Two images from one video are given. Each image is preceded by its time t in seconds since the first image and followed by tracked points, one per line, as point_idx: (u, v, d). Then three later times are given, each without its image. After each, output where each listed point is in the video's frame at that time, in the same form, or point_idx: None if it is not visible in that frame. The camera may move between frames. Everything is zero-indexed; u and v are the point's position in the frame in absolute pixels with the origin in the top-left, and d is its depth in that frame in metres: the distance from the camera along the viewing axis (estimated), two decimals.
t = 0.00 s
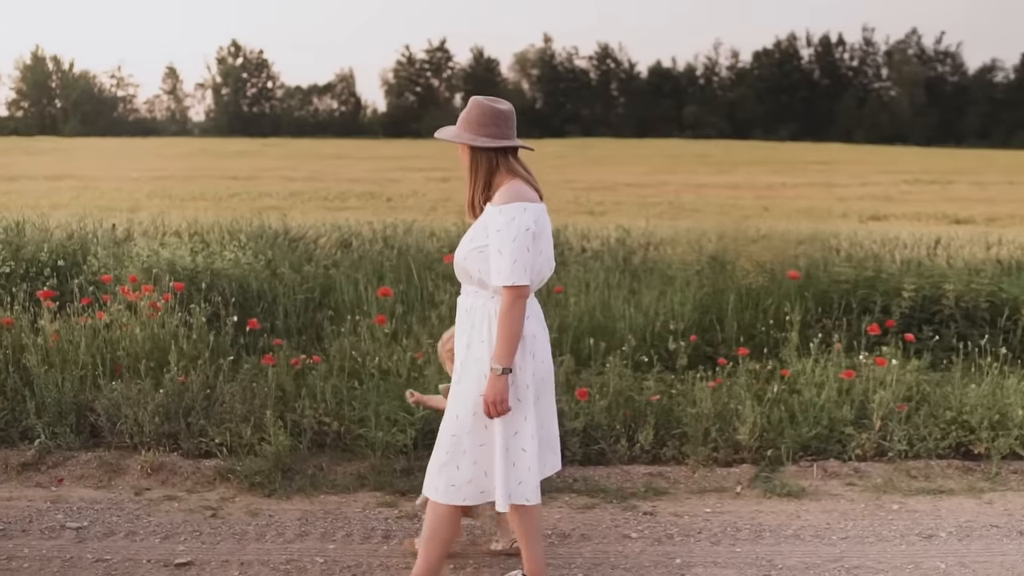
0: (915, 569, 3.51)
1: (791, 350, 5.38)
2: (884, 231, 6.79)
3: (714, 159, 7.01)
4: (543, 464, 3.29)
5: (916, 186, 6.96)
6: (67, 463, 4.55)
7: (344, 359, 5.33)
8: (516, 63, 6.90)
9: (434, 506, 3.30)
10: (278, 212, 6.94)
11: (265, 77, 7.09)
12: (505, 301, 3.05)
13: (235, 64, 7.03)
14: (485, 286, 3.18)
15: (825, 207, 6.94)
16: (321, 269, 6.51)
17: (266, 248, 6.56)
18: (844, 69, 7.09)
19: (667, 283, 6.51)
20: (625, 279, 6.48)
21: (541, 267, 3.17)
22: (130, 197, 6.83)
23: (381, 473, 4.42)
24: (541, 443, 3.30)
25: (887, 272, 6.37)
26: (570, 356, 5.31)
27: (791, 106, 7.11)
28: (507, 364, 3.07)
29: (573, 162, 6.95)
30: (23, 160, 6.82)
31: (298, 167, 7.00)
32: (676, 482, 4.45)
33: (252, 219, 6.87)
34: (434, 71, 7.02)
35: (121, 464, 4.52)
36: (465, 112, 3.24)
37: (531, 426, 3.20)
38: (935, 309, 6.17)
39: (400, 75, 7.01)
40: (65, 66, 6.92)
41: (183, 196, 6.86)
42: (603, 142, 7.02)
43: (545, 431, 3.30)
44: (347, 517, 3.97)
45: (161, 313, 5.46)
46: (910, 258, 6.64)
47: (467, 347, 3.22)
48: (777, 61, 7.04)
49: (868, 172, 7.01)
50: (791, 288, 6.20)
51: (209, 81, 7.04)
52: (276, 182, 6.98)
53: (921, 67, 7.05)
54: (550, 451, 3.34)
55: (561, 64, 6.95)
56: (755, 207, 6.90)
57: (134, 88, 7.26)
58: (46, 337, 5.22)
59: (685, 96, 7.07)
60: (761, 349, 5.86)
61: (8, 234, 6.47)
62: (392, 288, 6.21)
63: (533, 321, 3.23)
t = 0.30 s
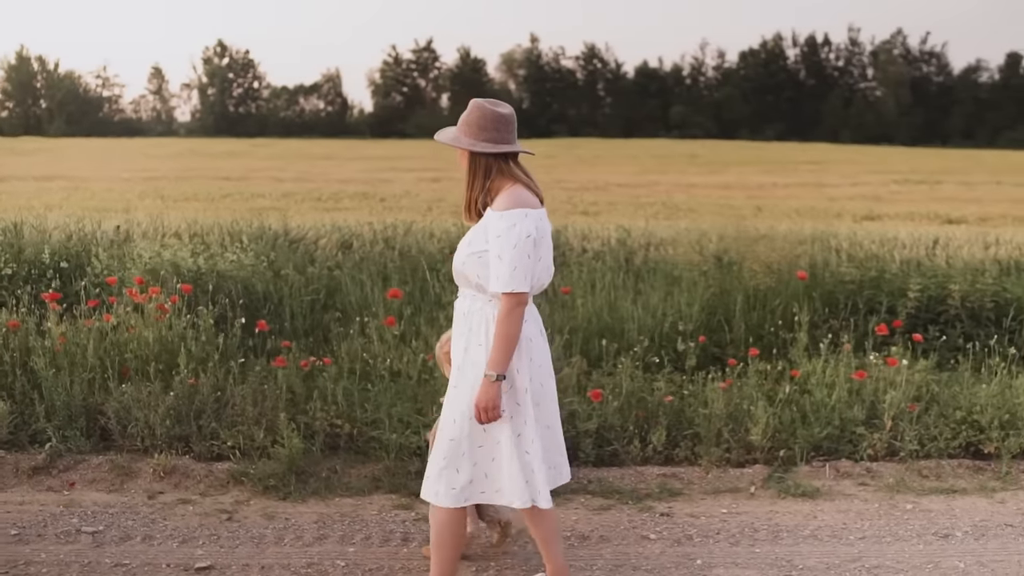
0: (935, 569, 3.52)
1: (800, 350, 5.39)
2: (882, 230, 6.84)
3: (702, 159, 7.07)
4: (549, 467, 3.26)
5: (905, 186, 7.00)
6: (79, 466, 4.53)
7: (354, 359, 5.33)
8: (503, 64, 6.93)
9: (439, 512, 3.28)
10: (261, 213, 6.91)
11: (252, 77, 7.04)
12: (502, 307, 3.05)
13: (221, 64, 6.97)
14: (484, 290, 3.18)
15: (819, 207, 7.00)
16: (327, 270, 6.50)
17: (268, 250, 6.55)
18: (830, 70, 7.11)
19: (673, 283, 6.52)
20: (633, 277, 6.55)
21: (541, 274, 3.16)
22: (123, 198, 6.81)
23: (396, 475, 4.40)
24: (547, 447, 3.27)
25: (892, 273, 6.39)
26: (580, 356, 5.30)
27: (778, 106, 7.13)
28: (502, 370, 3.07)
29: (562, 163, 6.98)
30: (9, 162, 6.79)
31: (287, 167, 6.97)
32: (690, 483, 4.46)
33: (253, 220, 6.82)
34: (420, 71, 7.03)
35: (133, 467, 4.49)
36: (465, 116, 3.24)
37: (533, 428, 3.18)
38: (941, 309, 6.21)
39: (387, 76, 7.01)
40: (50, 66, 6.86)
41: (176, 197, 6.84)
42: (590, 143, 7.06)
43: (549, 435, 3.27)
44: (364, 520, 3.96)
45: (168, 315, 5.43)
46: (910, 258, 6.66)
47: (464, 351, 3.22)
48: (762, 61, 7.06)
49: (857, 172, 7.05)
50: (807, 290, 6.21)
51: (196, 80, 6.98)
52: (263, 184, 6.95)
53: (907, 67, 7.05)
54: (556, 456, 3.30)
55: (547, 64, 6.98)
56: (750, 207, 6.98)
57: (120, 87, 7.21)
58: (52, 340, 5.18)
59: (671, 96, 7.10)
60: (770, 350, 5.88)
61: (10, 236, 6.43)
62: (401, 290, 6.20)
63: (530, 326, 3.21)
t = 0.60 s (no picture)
0: (956, 567, 3.53)
1: (809, 350, 5.41)
2: (880, 230, 6.89)
3: (692, 159, 7.12)
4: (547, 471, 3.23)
5: (896, 186, 7.05)
6: (91, 468, 4.50)
7: (366, 360, 5.33)
8: (491, 63, 6.99)
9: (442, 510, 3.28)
10: (259, 213, 6.96)
11: (239, 77, 7.09)
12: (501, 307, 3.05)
13: (208, 64, 7.02)
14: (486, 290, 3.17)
15: (807, 207, 7.03)
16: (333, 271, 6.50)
17: (273, 249, 6.56)
18: (817, 70, 7.17)
19: (679, 282, 6.55)
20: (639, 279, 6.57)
21: (544, 276, 3.16)
22: (116, 197, 6.87)
23: (411, 475, 4.40)
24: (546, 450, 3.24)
25: (897, 270, 6.46)
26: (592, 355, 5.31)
27: (764, 105, 7.18)
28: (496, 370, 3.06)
29: (549, 164, 7.04)
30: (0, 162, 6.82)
31: (279, 167, 7.03)
32: (705, 482, 4.47)
33: (253, 221, 6.85)
34: (408, 71, 7.10)
35: (147, 470, 4.47)
36: (466, 115, 3.22)
37: (532, 427, 3.17)
38: (948, 307, 6.23)
39: (375, 76, 7.08)
40: (35, 67, 6.90)
41: (170, 197, 6.90)
42: (577, 143, 7.11)
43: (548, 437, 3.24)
44: (382, 521, 3.95)
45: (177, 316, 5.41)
46: (910, 257, 6.70)
47: (465, 349, 3.23)
48: (750, 61, 7.12)
49: (846, 172, 7.11)
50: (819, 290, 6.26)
51: (182, 81, 7.02)
52: (254, 184, 7.01)
53: (893, 67, 7.11)
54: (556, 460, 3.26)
55: (535, 64, 7.04)
56: (744, 207, 7.04)
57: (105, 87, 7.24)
58: (61, 341, 5.15)
59: (659, 96, 7.16)
60: (779, 349, 5.90)
61: (13, 238, 6.40)
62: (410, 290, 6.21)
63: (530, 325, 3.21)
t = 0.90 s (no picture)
0: (978, 564, 3.55)
1: (819, 350, 5.42)
2: (880, 229, 6.78)
3: (683, 159, 6.90)
4: (550, 472, 3.25)
5: (888, 185, 6.87)
6: (106, 469, 4.49)
7: (377, 359, 5.36)
8: (480, 63, 6.77)
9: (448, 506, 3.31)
10: (260, 214, 6.68)
11: (226, 77, 6.78)
12: (507, 305, 3.06)
13: (195, 63, 6.72)
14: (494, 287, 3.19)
15: (799, 207, 6.87)
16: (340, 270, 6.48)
17: (277, 251, 6.46)
18: (805, 70, 6.96)
19: (684, 282, 6.64)
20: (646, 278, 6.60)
21: (551, 273, 3.17)
22: (111, 198, 6.60)
23: (428, 476, 4.39)
24: (550, 450, 3.25)
25: (906, 270, 6.54)
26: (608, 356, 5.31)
27: (754, 105, 6.95)
28: (497, 368, 3.07)
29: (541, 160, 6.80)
30: None
31: (270, 168, 6.72)
32: (720, 480, 4.48)
33: (256, 220, 6.63)
34: (397, 71, 6.84)
35: (162, 471, 4.45)
36: (474, 112, 3.21)
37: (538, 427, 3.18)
38: (956, 306, 6.36)
39: (362, 75, 6.81)
40: (21, 66, 6.62)
41: (165, 198, 6.62)
42: (569, 144, 6.88)
43: (553, 438, 3.25)
44: (402, 521, 3.94)
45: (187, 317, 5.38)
46: (914, 256, 6.70)
47: (477, 346, 3.24)
48: (738, 61, 6.90)
49: (841, 172, 6.90)
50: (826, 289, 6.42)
51: (170, 81, 6.73)
52: (246, 184, 6.71)
53: (880, 67, 6.90)
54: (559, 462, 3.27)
55: (524, 64, 6.81)
56: (739, 206, 6.87)
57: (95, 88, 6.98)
58: (70, 343, 5.12)
59: (648, 96, 6.93)
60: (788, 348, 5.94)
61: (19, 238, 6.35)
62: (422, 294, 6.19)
63: (539, 323, 3.22)
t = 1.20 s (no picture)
0: (997, 560, 3.58)
1: (829, 348, 5.45)
2: (879, 228, 6.81)
3: (674, 159, 6.96)
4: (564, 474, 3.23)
5: (878, 185, 6.93)
6: (120, 470, 4.47)
7: (388, 359, 5.35)
8: (467, 63, 6.83)
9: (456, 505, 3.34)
10: (260, 214, 6.72)
11: (214, 77, 6.86)
12: (522, 303, 3.06)
13: (183, 64, 6.78)
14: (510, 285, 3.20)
15: (794, 206, 6.93)
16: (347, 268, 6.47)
17: (281, 250, 6.48)
18: (792, 70, 7.01)
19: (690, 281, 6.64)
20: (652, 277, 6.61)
21: (568, 269, 3.16)
22: (106, 197, 6.63)
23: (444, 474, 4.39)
24: (565, 452, 3.23)
25: (912, 268, 6.59)
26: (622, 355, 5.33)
27: (740, 105, 7.01)
28: (511, 365, 3.06)
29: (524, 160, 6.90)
30: None
31: (262, 167, 6.78)
32: (735, 478, 4.49)
33: (259, 220, 6.66)
34: (384, 71, 6.91)
35: (177, 472, 4.44)
36: (484, 112, 3.22)
37: (553, 427, 3.17)
38: (962, 304, 6.41)
39: (351, 75, 6.88)
40: (7, 65, 6.63)
41: (158, 199, 6.65)
42: (560, 145, 6.93)
43: (568, 440, 3.24)
44: (421, 520, 3.94)
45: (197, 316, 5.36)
46: (915, 255, 6.72)
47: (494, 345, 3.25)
48: (725, 61, 6.96)
49: (831, 172, 6.96)
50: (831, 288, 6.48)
51: (157, 81, 6.78)
52: (239, 184, 6.75)
53: (867, 67, 6.96)
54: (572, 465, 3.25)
55: (512, 64, 6.90)
56: (734, 206, 6.92)
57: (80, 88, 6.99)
58: (80, 343, 5.09)
59: (635, 96, 6.98)
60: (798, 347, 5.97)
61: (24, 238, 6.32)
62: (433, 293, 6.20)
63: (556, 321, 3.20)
